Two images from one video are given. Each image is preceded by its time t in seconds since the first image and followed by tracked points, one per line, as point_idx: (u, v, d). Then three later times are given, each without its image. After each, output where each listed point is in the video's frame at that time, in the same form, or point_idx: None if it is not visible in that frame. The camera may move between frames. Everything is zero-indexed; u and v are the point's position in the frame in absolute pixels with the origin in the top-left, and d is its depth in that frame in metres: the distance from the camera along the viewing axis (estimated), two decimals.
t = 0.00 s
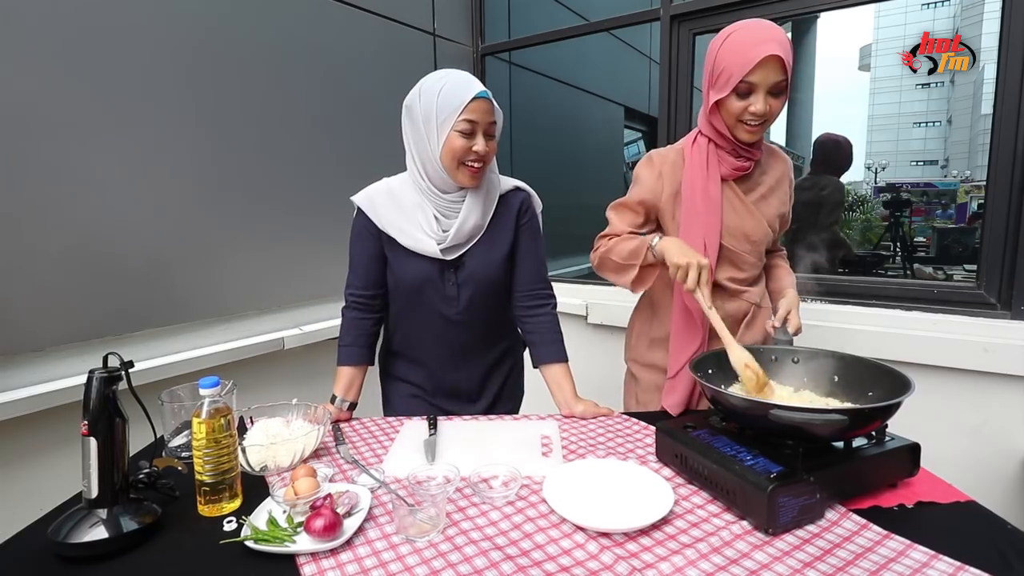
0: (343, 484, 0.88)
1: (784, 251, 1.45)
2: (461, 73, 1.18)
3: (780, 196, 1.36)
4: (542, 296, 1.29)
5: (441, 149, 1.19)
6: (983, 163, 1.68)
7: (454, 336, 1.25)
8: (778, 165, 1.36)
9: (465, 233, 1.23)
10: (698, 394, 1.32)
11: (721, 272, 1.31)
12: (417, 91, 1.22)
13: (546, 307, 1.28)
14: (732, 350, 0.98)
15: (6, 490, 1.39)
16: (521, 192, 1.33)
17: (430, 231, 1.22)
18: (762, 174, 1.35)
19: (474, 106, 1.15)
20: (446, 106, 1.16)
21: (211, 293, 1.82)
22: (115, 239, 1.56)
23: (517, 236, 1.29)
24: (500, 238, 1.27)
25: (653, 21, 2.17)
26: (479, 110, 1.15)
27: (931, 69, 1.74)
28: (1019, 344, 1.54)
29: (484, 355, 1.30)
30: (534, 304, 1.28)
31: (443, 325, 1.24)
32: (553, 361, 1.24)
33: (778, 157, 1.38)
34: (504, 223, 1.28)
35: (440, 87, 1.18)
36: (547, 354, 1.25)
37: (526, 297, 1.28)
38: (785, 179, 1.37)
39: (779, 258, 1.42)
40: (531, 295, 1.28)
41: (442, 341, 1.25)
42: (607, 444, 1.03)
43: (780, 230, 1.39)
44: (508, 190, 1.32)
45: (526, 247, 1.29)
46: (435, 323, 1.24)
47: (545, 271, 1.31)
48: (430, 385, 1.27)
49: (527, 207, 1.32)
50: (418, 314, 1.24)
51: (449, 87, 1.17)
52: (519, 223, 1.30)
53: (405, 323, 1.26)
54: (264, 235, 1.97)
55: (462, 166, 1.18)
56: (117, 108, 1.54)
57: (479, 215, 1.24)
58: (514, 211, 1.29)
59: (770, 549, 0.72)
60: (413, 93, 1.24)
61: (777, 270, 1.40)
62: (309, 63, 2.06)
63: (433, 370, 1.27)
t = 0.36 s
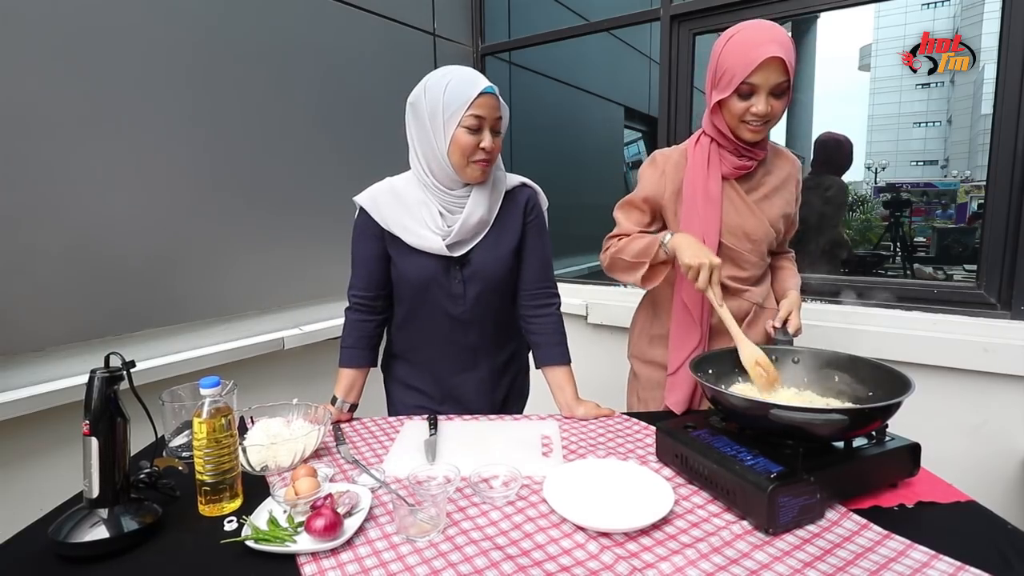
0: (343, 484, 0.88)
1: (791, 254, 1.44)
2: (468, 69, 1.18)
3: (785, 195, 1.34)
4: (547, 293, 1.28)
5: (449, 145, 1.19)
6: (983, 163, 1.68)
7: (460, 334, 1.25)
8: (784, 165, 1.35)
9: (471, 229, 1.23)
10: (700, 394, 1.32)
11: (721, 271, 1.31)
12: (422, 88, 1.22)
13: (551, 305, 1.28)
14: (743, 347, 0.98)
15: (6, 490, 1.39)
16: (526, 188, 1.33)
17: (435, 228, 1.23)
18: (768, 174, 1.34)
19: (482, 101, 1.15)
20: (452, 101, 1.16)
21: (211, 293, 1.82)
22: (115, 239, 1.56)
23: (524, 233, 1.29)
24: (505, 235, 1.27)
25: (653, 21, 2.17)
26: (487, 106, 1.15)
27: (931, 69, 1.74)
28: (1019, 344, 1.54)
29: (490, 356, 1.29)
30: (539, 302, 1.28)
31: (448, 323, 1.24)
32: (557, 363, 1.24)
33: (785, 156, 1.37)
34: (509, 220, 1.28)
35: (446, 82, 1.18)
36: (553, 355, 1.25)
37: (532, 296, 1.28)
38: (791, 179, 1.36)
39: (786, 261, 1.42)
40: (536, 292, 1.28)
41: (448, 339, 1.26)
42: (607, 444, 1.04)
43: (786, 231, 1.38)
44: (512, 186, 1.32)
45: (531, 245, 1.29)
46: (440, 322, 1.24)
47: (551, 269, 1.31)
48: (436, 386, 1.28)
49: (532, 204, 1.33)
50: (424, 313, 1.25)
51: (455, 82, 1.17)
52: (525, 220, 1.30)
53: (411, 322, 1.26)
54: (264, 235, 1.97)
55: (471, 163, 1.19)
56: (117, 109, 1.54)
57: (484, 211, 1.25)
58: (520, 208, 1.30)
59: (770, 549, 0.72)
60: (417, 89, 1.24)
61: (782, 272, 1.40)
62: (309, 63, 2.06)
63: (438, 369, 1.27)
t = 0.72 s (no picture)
0: (343, 484, 0.88)
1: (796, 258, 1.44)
2: (473, 70, 1.19)
3: (787, 197, 1.34)
4: (550, 293, 1.28)
5: (454, 146, 1.19)
6: (983, 163, 1.68)
7: (463, 335, 1.25)
8: (788, 167, 1.35)
9: (476, 230, 1.23)
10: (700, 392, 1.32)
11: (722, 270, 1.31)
12: (428, 88, 1.22)
13: (554, 305, 1.28)
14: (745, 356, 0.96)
15: (6, 491, 1.39)
16: (529, 188, 1.34)
17: (439, 229, 1.22)
18: (771, 175, 1.34)
19: (488, 102, 1.15)
20: (458, 102, 1.16)
21: (211, 293, 1.82)
22: (115, 239, 1.56)
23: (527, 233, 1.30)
24: (508, 236, 1.27)
25: (653, 21, 2.17)
26: (493, 107, 1.15)
27: (931, 69, 1.74)
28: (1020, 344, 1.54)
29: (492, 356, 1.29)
30: (542, 302, 1.28)
31: (450, 323, 1.24)
32: (561, 363, 1.24)
33: (790, 158, 1.37)
34: (513, 221, 1.28)
35: (452, 83, 1.18)
36: (556, 356, 1.25)
37: (535, 296, 1.28)
38: (795, 181, 1.36)
39: (788, 262, 1.42)
40: (539, 293, 1.28)
41: (450, 340, 1.26)
42: (607, 444, 1.04)
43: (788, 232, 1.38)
44: (516, 187, 1.32)
45: (534, 245, 1.29)
46: (443, 322, 1.24)
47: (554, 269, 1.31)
48: (438, 385, 1.28)
49: (535, 205, 1.33)
50: (426, 314, 1.25)
51: (461, 83, 1.17)
52: (529, 221, 1.30)
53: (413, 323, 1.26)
54: (263, 235, 1.97)
55: (476, 164, 1.19)
56: (116, 108, 1.54)
57: (489, 212, 1.25)
58: (524, 209, 1.30)
59: (770, 549, 0.72)
60: (422, 90, 1.24)
61: (784, 274, 1.40)
62: (308, 63, 2.06)
63: (440, 369, 1.27)
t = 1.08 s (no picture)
0: (343, 484, 0.88)
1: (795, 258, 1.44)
2: (473, 70, 1.19)
3: (787, 198, 1.34)
4: (550, 293, 1.28)
5: (455, 148, 1.19)
6: (983, 163, 1.68)
7: (463, 336, 1.25)
8: (787, 167, 1.36)
9: (476, 230, 1.23)
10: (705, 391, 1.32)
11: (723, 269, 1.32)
12: (428, 89, 1.22)
13: (554, 305, 1.28)
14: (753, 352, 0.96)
15: (6, 491, 1.39)
16: (529, 188, 1.34)
17: (440, 230, 1.22)
18: (771, 175, 1.34)
19: (489, 103, 1.15)
20: (459, 103, 1.16)
21: (211, 294, 1.82)
22: (115, 239, 1.56)
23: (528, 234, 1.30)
24: (509, 236, 1.27)
25: (653, 21, 2.17)
26: (493, 109, 1.16)
27: (931, 69, 1.74)
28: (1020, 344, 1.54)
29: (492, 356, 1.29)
30: (542, 302, 1.28)
31: (451, 324, 1.24)
32: (561, 364, 1.24)
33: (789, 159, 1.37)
34: (513, 221, 1.28)
35: (452, 84, 1.18)
36: (556, 356, 1.25)
37: (535, 296, 1.28)
38: (794, 181, 1.36)
39: (787, 262, 1.42)
40: (539, 293, 1.28)
41: (450, 341, 1.26)
42: (607, 444, 1.04)
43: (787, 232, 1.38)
44: (517, 188, 1.32)
45: (534, 245, 1.29)
46: (443, 323, 1.24)
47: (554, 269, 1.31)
48: (438, 386, 1.28)
49: (536, 205, 1.33)
50: (426, 315, 1.25)
51: (461, 85, 1.17)
52: (529, 221, 1.30)
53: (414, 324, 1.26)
54: (263, 235, 1.97)
55: (478, 166, 1.19)
56: (117, 108, 1.54)
57: (489, 212, 1.25)
58: (524, 209, 1.30)
59: (770, 549, 0.72)
60: (423, 91, 1.24)
61: (783, 273, 1.40)
62: (308, 63, 2.06)
63: (439, 369, 1.27)
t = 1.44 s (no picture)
0: (343, 484, 0.88)
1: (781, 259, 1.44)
2: (473, 70, 1.19)
3: (769, 196, 1.34)
4: (550, 293, 1.28)
5: (455, 148, 1.19)
6: (983, 163, 1.68)
7: (462, 336, 1.25)
8: (768, 167, 1.37)
9: (476, 230, 1.23)
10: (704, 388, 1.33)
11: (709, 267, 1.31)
12: (428, 89, 1.22)
13: (553, 305, 1.28)
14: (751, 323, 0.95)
15: (7, 490, 1.39)
16: (529, 188, 1.34)
17: (439, 230, 1.22)
18: (753, 174, 1.35)
19: (489, 103, 1.15)
20: (458, 103, 1.16)
21: (210, 294, 1.82)
22: (114, 239, 1.56)
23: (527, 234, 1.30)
24: (508, 236, 1.27)
25: (653, 21, 2.17)
26: (493, 108, 1.16)
27: (931, 69, 1.74)
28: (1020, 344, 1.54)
29: (491, 356, 1.29)
30: (541, 302, 1.28)
31: (450, 324, 1.24)
32: (560, 364, 1.24)
33: (768, 160, 1.38)
34: (513, 221, 1.28)
35: (452, 84, 1.18)
36: (555, 356, 1.25)
37: (535, 296, 1.28)
38: (776, 181, 1.37)
39: (775, 261, 1.42)
40: (539, 293, 1.28)
41: (449, 341, 1.26)
42: (607, 444, 1.04)
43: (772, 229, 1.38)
44: (517, 188, 1.32)
45: (534, 246, 1.29)
46: (442, 323, 1.24)
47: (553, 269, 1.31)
48: (437, 386, 1.28)
49: (536, 205, 1.33)
50: (426, 315, 1.25)
51: (461, 85, 1.17)
52: (529, 221, 1.30)
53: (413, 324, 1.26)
54: (264, 235, 1.97)
55: (478, 165, 1.19)
56: (117, 108, 1.54)
57: (489, 212, 1.25)
58: (524, 209, 1.30)
59: (770, 549, 0.72)
60: (423, 90, 1.24)
61: (771, 274, 1.40)
62: (308, 63, 2.06)
63: (438, 370, 1.27)
